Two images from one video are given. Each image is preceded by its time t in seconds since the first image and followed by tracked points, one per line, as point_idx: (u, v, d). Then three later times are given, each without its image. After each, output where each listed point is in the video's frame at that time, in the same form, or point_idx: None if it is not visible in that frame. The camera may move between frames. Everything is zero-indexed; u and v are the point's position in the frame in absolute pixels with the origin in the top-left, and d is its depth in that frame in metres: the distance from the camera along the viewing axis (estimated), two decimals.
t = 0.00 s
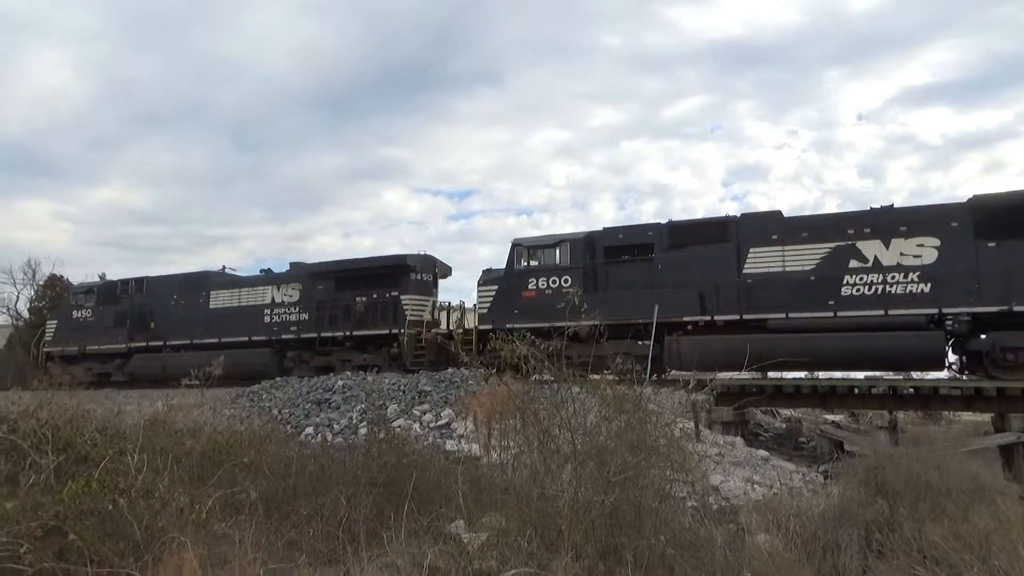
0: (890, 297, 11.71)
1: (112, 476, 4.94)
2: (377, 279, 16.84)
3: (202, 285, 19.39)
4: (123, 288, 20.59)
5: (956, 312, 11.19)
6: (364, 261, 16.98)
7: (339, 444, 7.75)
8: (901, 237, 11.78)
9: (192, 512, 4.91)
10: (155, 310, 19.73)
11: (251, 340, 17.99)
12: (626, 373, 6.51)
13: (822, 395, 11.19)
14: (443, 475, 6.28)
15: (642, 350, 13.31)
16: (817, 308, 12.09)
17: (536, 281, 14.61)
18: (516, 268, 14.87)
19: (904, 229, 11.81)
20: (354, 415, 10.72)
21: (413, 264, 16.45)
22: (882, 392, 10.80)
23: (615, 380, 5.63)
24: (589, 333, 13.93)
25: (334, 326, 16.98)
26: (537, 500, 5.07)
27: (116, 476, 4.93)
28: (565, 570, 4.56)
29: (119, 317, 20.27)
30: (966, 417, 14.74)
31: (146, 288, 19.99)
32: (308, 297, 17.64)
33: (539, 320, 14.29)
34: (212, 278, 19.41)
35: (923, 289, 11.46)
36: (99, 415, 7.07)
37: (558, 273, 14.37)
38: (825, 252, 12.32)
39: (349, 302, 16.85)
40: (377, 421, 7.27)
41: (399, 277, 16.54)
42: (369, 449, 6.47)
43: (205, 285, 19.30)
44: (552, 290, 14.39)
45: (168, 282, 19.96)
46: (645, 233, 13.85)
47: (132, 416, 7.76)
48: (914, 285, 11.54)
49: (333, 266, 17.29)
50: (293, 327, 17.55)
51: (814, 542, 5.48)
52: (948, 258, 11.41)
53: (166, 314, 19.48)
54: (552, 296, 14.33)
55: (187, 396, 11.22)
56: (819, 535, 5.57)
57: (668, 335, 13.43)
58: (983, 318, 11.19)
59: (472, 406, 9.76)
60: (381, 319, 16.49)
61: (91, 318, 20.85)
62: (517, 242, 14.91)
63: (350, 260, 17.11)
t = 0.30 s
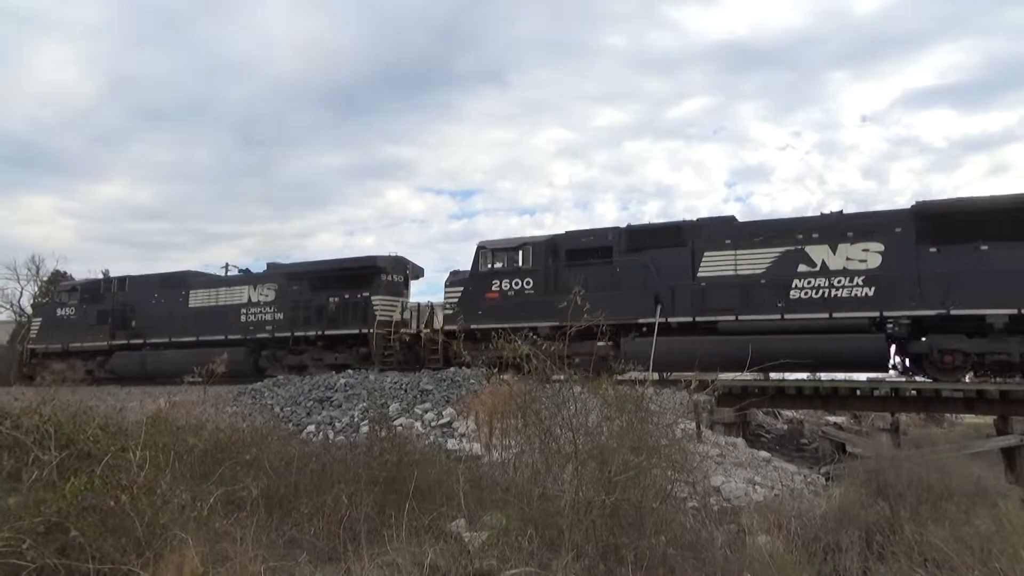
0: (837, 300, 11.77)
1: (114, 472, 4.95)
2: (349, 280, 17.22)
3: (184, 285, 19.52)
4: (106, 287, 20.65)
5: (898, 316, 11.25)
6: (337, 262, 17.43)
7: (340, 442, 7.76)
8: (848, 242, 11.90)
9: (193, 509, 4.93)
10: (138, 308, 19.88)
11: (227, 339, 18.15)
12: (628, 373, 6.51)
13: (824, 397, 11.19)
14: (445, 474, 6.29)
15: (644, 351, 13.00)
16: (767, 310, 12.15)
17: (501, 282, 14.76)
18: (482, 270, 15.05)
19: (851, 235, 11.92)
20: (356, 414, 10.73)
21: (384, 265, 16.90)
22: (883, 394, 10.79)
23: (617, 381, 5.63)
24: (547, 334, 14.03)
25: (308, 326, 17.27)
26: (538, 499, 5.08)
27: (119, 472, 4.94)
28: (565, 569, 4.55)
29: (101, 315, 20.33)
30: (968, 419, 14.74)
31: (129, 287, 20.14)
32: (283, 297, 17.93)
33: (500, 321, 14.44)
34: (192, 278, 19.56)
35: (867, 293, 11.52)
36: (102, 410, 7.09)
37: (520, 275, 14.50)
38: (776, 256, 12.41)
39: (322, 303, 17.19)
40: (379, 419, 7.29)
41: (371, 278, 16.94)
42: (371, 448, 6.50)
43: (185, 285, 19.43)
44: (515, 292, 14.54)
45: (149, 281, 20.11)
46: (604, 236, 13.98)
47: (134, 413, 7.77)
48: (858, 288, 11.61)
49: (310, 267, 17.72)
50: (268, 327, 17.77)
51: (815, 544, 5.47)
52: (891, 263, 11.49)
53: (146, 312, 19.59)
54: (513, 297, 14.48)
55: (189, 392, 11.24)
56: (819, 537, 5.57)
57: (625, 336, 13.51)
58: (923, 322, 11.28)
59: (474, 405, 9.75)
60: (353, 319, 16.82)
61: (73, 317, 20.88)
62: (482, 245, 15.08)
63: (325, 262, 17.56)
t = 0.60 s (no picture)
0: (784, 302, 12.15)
1: (113, 469, 4.94)
2: (320, 280, 17.48)
3: (161, 285, 19.59)
4: (86, 286, 20.62)
5: (839, 317, 11.66)
6: (309, 263, 17.74)
7: (340, 441, 7.76)
8: (793, 245, 12.30)
9: (193, 507, 4.93)
10: (116, 308, 19.95)
11: (202, 338, 18.32)
12: (627, 373, 6.51)
13: (824, 397, 11.19)
14: (444, 473, 6.28)
15: (644, 349, 13.00)
16: (717, 312, 12.54)
17: (463, 284, 14.97)
18: (446, 272, 15.26)
19: (796, 238, 12.33)
20: (355, 413, 10.72)
21: (352, 266, 17.15)
22: (883, 395, 10.79)
23: (617, 380, 5.63)
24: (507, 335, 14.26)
25: (279, 325, 17.53)
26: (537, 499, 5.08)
27: (119, 470, 4.93)
28: (565, 569, 4.55)
29: (80, 314, 20.31)
30: (967, 420, 14.76)
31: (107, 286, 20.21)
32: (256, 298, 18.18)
33: (462, 322, 14.62)
34: (169, 277, 19.66)
35: (812, 295, 11.92)
36: (102, 409, 7.09)
37: (482, 277, 14.72)
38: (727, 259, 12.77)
39: (294, 303, 17.46)
40: (379, 418, 7.29)
41: (341, 279, 17.19)
42: (370, 447, 6.51)
43: (162, 285, 19.52)
44: (477, 293, 14.76)
45: (127, 281, 20.19)
46: (565, 239, 14.26)
47: (133, 411, 7.76)
48: (804, 291, 12.00)
49: (283, 268, 17.99)
50: (241, 326, 17.99)
51: (814, 544, 5.48)
52: (834, 267, 11.90)
53: (126, 312, 19.63)
54: (475, 299, 14.68)
55: (189, 390, 11.22)
56: (819, 537, 5.58)
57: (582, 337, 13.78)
58: (863, 323, 11.69)
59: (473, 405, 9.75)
60: (322, 319, 17.04)
61: (53, 315, 20.80)
62: (447, 247, 15.30)
63: (296, 263, 17.85)
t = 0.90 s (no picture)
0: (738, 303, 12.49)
1: (117, 469, 4.94)
2: (296, 282, 17.69)
3: (144, 286, 19.72)
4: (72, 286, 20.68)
5: (788, 318, 11.94)
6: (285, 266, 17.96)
7: (344, 441, 7.76)
8: (746, 248, 12.62)
9: (197, 507, 4.94)
10: (101, 309, 20.08)
11: (183, 339, 18.48)
12: (631, 372, 6.49)
13: (827, 397, 11.17)
14: (448, 472, 6.28)
15: (647, 349, 13.01)
16: (673, 314, 12.86)
17: (432, 285, 15.33)
18: (414, 274, 15.62)
19: (749, 241, 12.65)
20: (359, 413, 10.71)
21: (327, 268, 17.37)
22: (887, 395, 10.76)
23: (620, 380, 5.62)
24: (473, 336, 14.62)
25: (256, 327, 17.73)
26: (540, 499, 5.08)
27: (123, 470, 4.93)
28: (568, 569, 4.55)
29: (66, 315, 20.37)
30: (972, 420, 14.71)
31: (91, 288, 20.28)
32: (235, 299, 18.34)
33: (430, 324, 14.98)
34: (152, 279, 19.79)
35: (763, 296, 12.24)
36: (105, 408, 7.10)
37: (449, 279, 15.10)
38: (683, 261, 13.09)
39: (270, 305, 17.66)
40: (383, 418, 7.29)
41: (316, 281, 17.41)
42: (374, 446, 6.51)
43: (145, 286, 19.64)
44: (444, 295, 15.12)
45: (110, 282, 20.30)
46: (529, 242, 14.61)
47: (137, 410, 7.78)
48: (756, 292, 12.32)
49: (260, 270, 18.16)
50: (219, 328, 18.17)
51: (818, 544, 5.47)
52: (785, 269, 12.21)
53: (110, 313, 19.77)
54: (443, 301, 15.06)
55: (193, 390, 11.23)
56: (822, 537, 5.57)
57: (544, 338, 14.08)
58: (811, 324, 11.99)
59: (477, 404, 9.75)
60: (297, 320, 17.28)
61: (40, 316, 20.84)
62: (415, 250, 15.69)
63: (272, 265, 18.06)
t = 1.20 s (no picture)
0: (697, 304, 12.88)
1: (126, 469, 4.96)
2: (275, 284, 18.20)
3: (132, 289, 20.33)
4: (64, 289, 21.28)
5: (743, 318, 12.32)
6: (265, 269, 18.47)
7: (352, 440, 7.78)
8: (706, 250, 12.98)
9: (206, 506, 4.96)
10: (91, 311, 20.61)
11: (169, 340, 19.01)
12: (638, 372, 6.49)
13: (836, 397, 11.12)
14: (455, 472, 6.29)
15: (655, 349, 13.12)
16: (635, 314, 13.25)
17: (406, 288, 15.76)
18: (389, 276, 16.06)
19: (709, 244, 12.99)
20: (366, 413, 10.73)
21: (305, 270, 17.87)
22: (896, 395, 10.71)
23: (628, 380, 5.62)
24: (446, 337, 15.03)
25: (237, 328, 18.22)
26: (548, 499, 5.09)
27: (132, 470, 4.96)
28: (577, 569, 4.56)
29: (57, 317, 20.93)
30: (983, 420, 14.63)
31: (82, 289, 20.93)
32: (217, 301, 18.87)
33: (404, 325, 15.45)
34: (141, 281, 20.42)
35: (721, 298, 12.65)
36: (114, 408, 7.15)
37: (423, 282, 15.49)
38: (645, 264, 13.46)
39: (251, 307, 18.16)
40: (390, 418, 7.31)
41: (295, 283, 17.90)
42: (381, 446, 6.54)
43: (134, 288, 20.25)
44: (418, 297, 15.54)
45: (100, 284, 20.91)
46: (499, 244, 15.00)
47: (146, 410, 7.82)
48: (714, 294, 12.73)
49: (241, 272, 18.70)
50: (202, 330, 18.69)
51: (827, 544, 5.46)
52: (742, 270, 12.57)
53: (99, 314, 20.35)
54: (416, 303, 15.49)
55: (201, 391, 11.26)
56: (831, 538, 5.54)
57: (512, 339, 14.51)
58: (767, 324, 12.34)
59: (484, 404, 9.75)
60: (276, 321, 17.74)
61: (31, 318, 21.43)
62: (390, 253, 16.08)
63: (252, 268, 18.58)
